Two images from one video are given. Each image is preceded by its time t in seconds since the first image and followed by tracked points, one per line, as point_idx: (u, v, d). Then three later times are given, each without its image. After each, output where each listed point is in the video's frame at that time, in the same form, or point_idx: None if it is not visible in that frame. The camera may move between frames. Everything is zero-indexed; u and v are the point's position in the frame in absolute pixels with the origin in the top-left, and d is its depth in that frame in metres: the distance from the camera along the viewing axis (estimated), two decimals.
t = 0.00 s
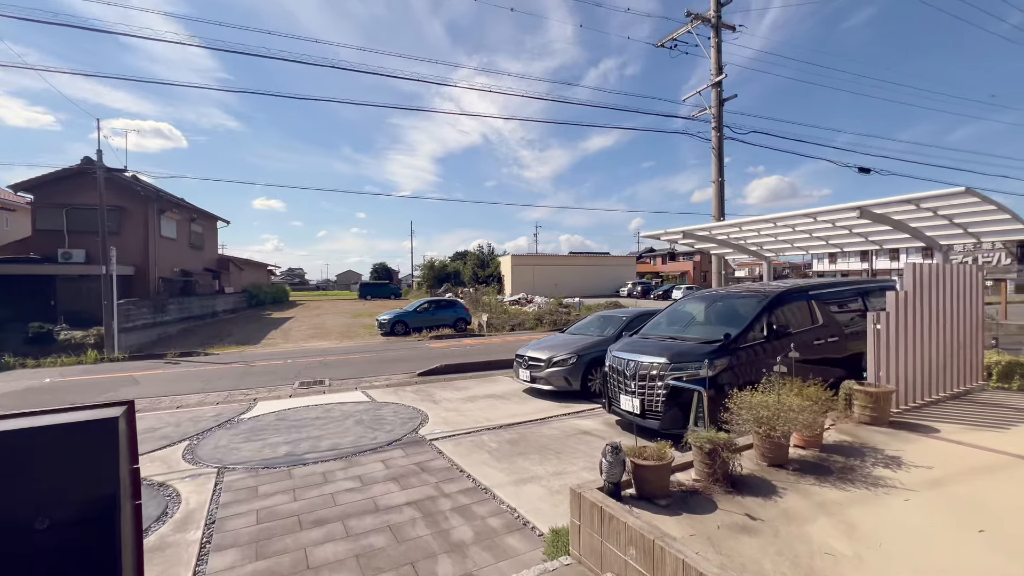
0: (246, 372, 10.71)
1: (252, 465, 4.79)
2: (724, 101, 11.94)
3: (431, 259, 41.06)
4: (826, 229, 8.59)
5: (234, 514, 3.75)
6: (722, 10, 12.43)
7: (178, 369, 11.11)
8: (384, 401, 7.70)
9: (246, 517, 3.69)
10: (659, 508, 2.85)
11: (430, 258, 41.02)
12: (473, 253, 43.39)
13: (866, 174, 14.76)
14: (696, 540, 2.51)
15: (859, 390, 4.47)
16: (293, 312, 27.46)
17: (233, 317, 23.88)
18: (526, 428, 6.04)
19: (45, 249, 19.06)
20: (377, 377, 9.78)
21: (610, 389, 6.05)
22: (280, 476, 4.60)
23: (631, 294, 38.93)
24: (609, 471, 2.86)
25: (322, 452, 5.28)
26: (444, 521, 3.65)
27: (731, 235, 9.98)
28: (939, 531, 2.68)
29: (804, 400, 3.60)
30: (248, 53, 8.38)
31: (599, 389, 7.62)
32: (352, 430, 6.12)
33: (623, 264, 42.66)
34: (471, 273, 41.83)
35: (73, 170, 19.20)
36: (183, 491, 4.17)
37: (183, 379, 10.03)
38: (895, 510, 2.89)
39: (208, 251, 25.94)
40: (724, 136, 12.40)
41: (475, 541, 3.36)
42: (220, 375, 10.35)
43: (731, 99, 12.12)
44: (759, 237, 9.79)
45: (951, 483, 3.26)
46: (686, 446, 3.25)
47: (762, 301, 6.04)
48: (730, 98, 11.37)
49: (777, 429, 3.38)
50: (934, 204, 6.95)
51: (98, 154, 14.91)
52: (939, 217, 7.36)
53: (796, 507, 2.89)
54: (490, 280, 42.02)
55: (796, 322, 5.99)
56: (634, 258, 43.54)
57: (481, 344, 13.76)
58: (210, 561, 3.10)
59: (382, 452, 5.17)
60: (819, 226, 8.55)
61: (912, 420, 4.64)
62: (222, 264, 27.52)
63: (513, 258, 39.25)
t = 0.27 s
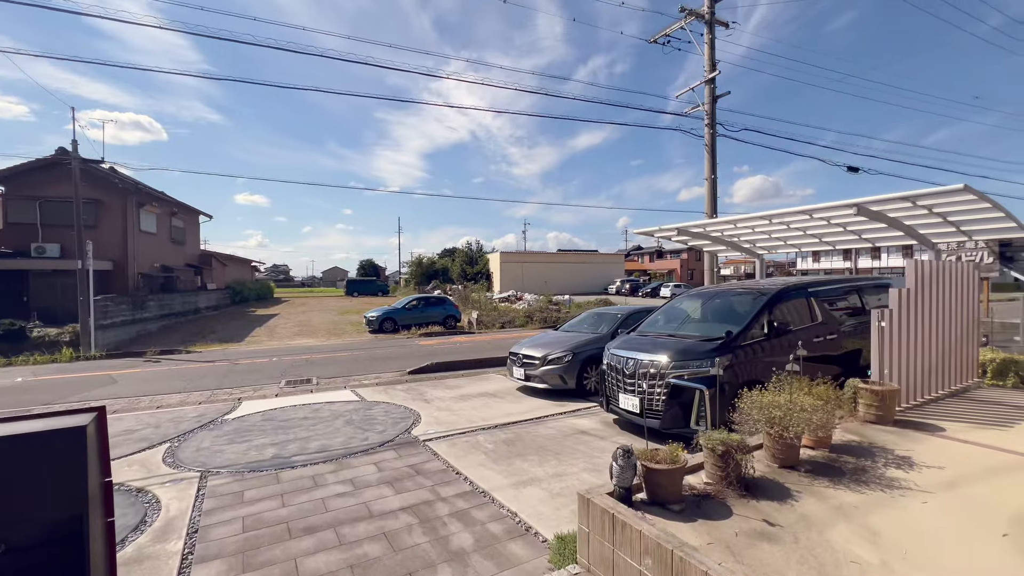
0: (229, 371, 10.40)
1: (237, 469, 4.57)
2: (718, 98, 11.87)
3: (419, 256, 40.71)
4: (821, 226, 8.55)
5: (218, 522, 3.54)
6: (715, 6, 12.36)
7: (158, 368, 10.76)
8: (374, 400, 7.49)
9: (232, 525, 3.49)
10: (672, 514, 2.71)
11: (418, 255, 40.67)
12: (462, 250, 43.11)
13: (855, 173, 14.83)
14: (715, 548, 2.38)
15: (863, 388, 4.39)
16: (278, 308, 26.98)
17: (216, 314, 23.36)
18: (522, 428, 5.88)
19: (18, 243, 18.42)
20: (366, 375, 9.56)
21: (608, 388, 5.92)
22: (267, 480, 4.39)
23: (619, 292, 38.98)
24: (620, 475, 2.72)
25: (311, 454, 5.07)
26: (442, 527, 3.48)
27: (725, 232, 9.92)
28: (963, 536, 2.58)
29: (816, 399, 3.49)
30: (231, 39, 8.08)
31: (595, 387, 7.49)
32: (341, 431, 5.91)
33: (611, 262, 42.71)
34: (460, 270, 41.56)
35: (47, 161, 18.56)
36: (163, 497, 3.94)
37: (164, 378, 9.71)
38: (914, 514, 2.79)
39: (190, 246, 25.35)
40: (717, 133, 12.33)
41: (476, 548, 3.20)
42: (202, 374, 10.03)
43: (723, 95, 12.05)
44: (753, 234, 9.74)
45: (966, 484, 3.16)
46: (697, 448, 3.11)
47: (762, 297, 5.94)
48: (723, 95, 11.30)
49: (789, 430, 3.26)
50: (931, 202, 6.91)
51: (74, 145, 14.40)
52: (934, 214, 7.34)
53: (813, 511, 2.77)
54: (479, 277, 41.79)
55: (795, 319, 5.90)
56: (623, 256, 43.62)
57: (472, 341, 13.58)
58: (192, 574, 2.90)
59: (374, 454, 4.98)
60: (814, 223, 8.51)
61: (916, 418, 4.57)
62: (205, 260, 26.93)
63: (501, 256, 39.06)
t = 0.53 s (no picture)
0: (215, 371, 10.14)
1: (223, 476, 4.39)
2: (713, 97, 11.82)
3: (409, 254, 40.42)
4: (818, 225, 8.52)
5: (204, 534, 3.36)
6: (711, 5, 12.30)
7: (141, 368, 10.46)
8: (366, 402, 7.31)
9: (218, 536, 3.31)
10: (685, 525, 2.59)
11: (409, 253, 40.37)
12: (452, 249, 42.87)
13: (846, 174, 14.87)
14: (734, 564, 2.26)
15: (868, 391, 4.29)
16: (266, 307, 26.59)
17: (201, 312, 22.93)
18: (519, 431, 5.75)
19: None
20: (357, 375, 9.37)
21: (607, 389, 5.80)
22: (255, 488, 4.22)
23: (610, 291, 39.01)
24: (632, 484, 2.59)
25: (301, 459, 4.89)
26: (441, 537, 3.33)
27: (721, 232, 9.86)
28: (987, 546, 2.48)
29: (827, 403, 3.39)
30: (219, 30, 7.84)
31: (591, 388, 7.38)
32: (333, 434, 5.74)
33: (602, 261, 42.75)
34: (450, 268, 41.33)
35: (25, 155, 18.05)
36: (145, 507, 3.75)
37: (148, 378, 9.44)
38: (934, 523, 2.69)
39: (174, 243, 24.86)
40: (712, 132, 12.27)
41: (477, 560, 3.05)
42: (187, 374, 9.77)
43: (718, 94, 12.00)
44: (748, 234, 9.68)
45: (982, 490, 3.08)
46: (708, 455, 2.99)
47: (765, 298, 5.83)
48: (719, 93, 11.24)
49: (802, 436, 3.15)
50: (930, 202, 6.87)
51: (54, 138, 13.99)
52: (931, 215, 7.31)
53: (831, 522, 2.66)
54: (469, 275, 41.60)
55: (797, 320, 5.82)
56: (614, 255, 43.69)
57: (464, 341, 13.42)
58: None
59: (367, 459, 4.82)
60: (810, 223, 8.48)
61: (921, 421, 4.50)
62: (190, 258, 26.44)
63: (492, 254, 38.91)
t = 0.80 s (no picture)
0: (197, 371, 9.84)
1: (203, 485, 4.21)
2: (706, 96, 11.75)
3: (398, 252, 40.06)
4: (811, 226, 8.47)
5: (180, 548, 3.16)
6: (704, 4, 12.23)
7: (118, 368, 10.12)
8: (354, 404, 7.10)
9: (196, 551, 3.11)
10: (696, 540, 2.45)
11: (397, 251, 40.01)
12: (441, 247, 42.58)
13: (835, 175, 14.92)
14: None
15: (871, 394, 4.19)
16: (251, 305, 26.14)
17: (183, 310, 22.43)
18: (512, 434, 5.59)
19: None
20: (344, 376, 9.15)
21: (603, 392, 5.66)
22: (236, 498, 4.02)
23: (599, 291, 39.01)
24: (640, 496, 2.45)
25: (286, 466, 4.69)
26: (434, 549, 3.16)
27: (714, 232, 9.78)
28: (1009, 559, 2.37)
29: (835, 408, 3.27)
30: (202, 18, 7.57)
31: (585, 390, 7.24)
32: (319, 439, 5.54)
33: (592, 261, 42.77)
34: (439, 267, 41.04)
35: None
36: (118, 519, 3.55)
37: (126, 379, 9.14)
38: (952, 534, 2.58)
39: (156, 239, 24.28)
40: (704, 132, 12.20)
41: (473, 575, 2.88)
42: (167, 375, 9.46)
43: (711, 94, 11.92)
44: (741, 234, 9.62)
45: (995, 498, 2.98)
46: (717, 464, 2.85)
47: (763, 298, 5.71)
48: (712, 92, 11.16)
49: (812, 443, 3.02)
50: (925, 203, 6.81)
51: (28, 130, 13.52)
52: (925, 216, 7.27)
53: (847, 535, 2.53)
54: (458, 274, 41.34)
55: (795, 321, 5.72)
56: (603, 255, 43.74)
57: (454, 340, 13.22)
58: None
59: (355, 465, 4.63)
60: (804, 223, 8.43)
61: (923, 424, 4.41)
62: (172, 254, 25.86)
63: (482, 253, 38.71)
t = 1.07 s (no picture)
0: (181, 371, 9.60)
1: (183, 492, 4.10)
2: (701, 95, 11.67)
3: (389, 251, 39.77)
4: (807, 225, 8.40)
5: (156, 561, 3.00)
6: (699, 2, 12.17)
7: (99, 369, 9.86)
8: (343, 405, 6.92)
9: (173, 564, 2.95)
10: (704, 553, 2.32)
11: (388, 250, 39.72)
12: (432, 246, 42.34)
13: (827, 176, 14.90)
14: None
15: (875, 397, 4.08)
16: (238, 303, 25.77)
17: (168, 309, 22.04)
18: (506, 437, 5.44)
19: None
20: (333, 376, 8.96)
21: (599, 394, 5.53)
22: (219, 507, 3.84)
23: (591, 291, 38.98)
24: (646, 508, 2.32)
25: (271, 472, 4.51)
26: (426, 561, 3.01)
27: (710, 231, 9.70)
28: None
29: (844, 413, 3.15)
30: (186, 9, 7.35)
31: (579, 391, 7.12)
32: (307, 442, 5.36)
33: (583, 261, 42.75)
34: (431, 266, 40.80)
35: None
36: (91, 530, 3.40)
37: (108, 381, 8.89)
38: (970, 545, 2.46)
39: (140, 235, 23.84)
40: (698, 131, 12.10)
41: None
42: (150, 375, 9.22)
43: (706, 93, 11.82)
44: (736, 234, 9.53)
45: (1011, 506, 2.87)
46: (724, 472, 2.72)
47: (763, 299, 5.58)
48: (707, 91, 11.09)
49: (824, 451, 2.88)
50: (923, 203, 6.73)
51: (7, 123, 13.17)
52: (921, 217, 7.20)
53: (863, 547, 2.40)
54: (450, 273, 41.12)
55: (796, 322, 5.61)
56: (595, 255, 43.72)
57: (446, 340, 13.05)
58: None
59: (343, 471, 4.46)
60: (799, 223, 8.36)
61: (928, 428, 4.31)
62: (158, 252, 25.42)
63: (473, 252, 38.52)
